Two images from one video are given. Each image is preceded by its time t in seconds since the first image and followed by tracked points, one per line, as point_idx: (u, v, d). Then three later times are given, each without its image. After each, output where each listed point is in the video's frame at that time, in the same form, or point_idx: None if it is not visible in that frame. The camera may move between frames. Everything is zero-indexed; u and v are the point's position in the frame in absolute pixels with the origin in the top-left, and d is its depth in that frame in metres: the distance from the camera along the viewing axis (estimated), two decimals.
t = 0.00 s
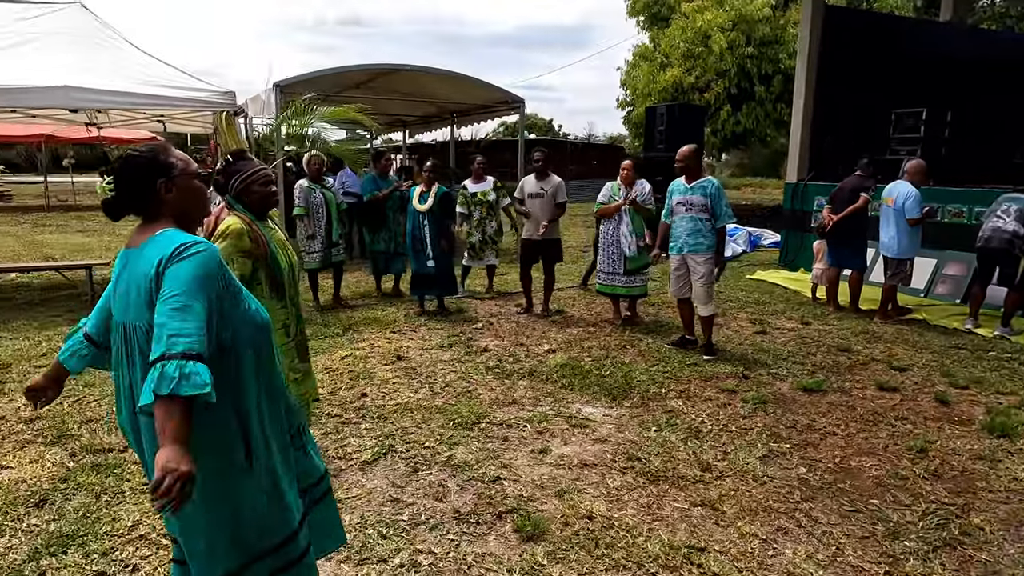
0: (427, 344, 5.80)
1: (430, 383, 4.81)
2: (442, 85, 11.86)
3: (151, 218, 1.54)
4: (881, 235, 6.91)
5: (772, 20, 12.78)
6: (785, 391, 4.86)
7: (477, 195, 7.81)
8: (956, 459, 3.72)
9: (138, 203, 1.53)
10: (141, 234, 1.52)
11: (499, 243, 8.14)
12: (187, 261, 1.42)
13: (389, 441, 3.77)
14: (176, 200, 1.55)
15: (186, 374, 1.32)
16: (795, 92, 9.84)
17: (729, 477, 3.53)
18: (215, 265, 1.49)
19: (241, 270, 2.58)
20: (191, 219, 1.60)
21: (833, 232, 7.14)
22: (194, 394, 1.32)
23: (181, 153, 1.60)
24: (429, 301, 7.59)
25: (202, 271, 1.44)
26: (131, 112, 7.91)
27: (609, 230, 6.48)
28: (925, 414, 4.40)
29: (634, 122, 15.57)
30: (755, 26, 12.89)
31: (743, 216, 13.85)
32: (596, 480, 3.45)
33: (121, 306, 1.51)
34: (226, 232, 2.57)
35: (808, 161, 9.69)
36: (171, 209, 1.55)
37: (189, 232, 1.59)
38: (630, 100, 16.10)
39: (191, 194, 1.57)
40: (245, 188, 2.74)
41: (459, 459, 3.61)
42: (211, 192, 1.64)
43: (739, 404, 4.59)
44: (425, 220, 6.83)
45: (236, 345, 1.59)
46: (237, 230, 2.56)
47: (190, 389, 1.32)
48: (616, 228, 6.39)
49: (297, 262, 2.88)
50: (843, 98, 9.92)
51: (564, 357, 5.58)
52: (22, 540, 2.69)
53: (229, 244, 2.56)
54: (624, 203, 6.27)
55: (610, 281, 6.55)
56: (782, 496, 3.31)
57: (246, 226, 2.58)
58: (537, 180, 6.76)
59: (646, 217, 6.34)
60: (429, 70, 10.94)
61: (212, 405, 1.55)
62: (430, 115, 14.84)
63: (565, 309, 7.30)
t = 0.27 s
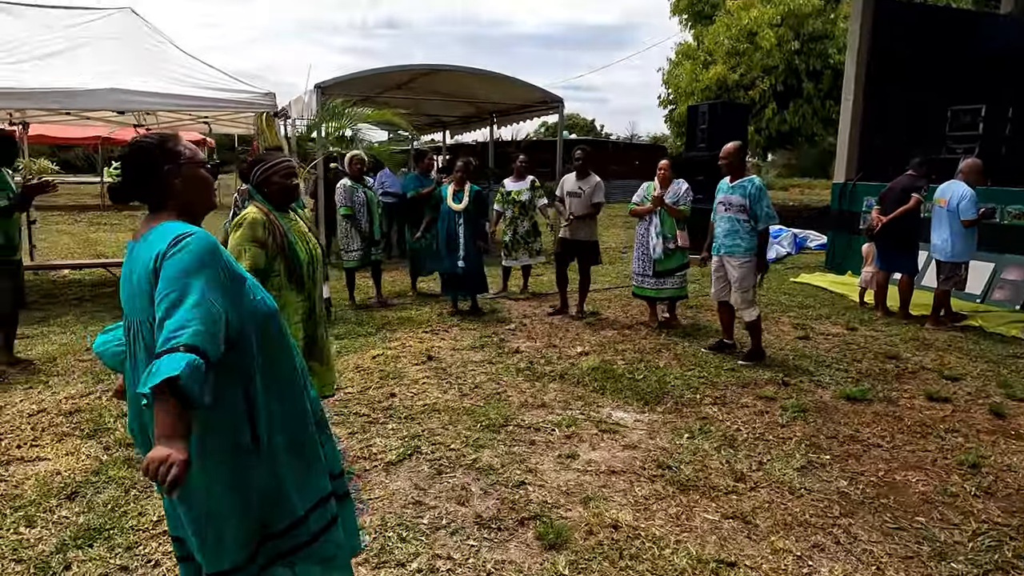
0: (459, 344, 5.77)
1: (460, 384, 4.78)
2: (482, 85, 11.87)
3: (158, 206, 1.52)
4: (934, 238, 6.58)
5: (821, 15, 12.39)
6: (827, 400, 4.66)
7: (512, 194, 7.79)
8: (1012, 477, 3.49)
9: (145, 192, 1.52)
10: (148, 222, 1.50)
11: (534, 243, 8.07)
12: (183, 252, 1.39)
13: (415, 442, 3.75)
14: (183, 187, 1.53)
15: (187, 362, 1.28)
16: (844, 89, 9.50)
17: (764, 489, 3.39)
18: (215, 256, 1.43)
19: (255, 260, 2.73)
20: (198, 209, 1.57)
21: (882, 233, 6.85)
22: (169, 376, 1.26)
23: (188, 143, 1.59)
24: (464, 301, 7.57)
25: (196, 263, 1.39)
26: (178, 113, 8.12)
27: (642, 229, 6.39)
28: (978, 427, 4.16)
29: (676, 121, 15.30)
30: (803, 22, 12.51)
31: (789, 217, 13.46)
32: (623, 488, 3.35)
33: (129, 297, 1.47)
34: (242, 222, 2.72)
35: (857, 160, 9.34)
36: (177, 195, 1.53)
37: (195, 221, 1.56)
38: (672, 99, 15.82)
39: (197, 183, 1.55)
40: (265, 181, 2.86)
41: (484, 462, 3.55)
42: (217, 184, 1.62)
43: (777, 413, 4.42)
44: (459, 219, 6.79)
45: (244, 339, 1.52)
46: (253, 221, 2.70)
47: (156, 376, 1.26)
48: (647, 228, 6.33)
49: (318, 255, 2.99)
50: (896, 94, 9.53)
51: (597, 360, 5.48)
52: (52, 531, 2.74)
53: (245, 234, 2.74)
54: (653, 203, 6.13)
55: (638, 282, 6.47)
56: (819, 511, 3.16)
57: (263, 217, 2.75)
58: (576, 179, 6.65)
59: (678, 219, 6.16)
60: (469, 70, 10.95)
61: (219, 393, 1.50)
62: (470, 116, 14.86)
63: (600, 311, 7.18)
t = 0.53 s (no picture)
0: (490, 346, 5.68)
1: (489, 387, 4.68)
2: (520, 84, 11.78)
3: (147, 212, 1.50)
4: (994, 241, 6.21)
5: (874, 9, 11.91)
6: (874, 412, 4.41)
7: (545, 194, 7.72)
8: None
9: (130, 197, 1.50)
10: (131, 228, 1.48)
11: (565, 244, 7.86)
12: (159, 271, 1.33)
13: (440, 447, 3.67)
14: (166, 194, 1.49)
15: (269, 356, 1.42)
16: (897, 85, 9.09)
17: (805, 506, 3.20)
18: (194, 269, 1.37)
19: (266, 264, 2.75)
20: (190, 219, 1.53)
21: (937, 236, 6.50)
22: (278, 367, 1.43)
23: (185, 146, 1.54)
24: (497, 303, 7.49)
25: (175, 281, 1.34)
26: (221, 113, 8.25)
27: (681, 230, 6.19)
28: None
29: (720, 120, 14.94)
30: (854, 17, 12.05)
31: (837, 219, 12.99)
32: (654, 501, 3.20)
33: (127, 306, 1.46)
34: (254, 226, 2.76)
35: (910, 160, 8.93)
36: (161, 202, 1.49)
37: (181, 228, 1.51)
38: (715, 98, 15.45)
39: (182, 190, 1.50)
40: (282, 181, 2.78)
41: (510, 469, 3.45)
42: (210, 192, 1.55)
43: (820, 424, 4.20)
44: (501, 221, 6.72)
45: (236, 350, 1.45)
46: (265, 225, 2.75)
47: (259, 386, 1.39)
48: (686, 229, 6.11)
49: (336, 260, 3.00)
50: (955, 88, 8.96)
51: (631, 364, 5.32)
52: (74, 527, 2.75)
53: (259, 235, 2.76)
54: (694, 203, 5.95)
55: (677, 284, 6.25)
56: (864, 532, 2.96)
57: (276, 221, 2.77)
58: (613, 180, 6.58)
59: (718, 220, 5.99)
60: (507, 69, 10.88)
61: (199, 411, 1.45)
62: (509, 115, 14.78)
63: (637, 314, 7.01)
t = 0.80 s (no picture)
0: (521, 351, 5.59)
1: (519, 394, 4.58)
2: (557, 86, 11.67)
3: (141, 209, 1.48)
4: None
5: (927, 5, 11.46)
6: (925, 428, 4.16)
7: (577, 196, 7.58)
8: None
9: (123, 187, 1.49)
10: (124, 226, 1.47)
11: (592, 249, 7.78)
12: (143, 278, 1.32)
13: (465, 455, 3.59)
14: (155, 187, 1.46)
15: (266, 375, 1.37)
16: (952, 84, 8.69)
17: (848, 529, 3.01)
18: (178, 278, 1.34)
19: (277, 268, 2.76)
20: (185, 215, 1.50)
21: (993, 242, 6.17)
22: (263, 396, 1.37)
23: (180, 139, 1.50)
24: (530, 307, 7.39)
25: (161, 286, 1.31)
26: (260, 117, 8.36)
27: (728, 237, 5.92)
28: None
29: (762, 122, 14.57)
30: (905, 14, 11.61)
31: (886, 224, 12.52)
32: (685, 519, 3.06)
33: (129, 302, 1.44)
34: (267, 229, 2.79)
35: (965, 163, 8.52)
36: (152, 199, 1.47)
37: (174, 225, 1.48)
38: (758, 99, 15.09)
39: (171, 184, 1.47)
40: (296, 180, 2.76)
41: (536, 481, 3.34)
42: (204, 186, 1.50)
43: (865, 441, 3.98)
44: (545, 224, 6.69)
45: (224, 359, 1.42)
46: (275, 227, 2.77)
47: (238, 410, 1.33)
48: (734, 236, 5.86)
49: (355, 260, 2.93)
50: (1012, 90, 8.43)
51: (665, 373, 5.15)
52: (96, 530, 2.75)
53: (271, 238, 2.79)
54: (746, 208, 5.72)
55: (722, 292, 6.04)
56: (913, 560, 2.77)
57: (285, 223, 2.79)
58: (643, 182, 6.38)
59: (769, 224, 5.79)
60: (544, 71, 10.79)
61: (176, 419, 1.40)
62: (547, 118, 14.69)
63: (673, 320, 6.83)
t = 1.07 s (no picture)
0: (547, 359, 5.53)
1: (542, 403, 4.52)
2: (588, 90, 11.59)
3: (150, 228, 1.49)
4: None
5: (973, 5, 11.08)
6: (967, 446, 3.98)
7: (603, 203, 7.49)
8: None
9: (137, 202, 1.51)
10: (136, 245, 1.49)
11: (616, 256, 7.73)
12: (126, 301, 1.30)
13: (485, 465, 3.54)
14: (159, 206, 1.47)
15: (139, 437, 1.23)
16: (998, 86, 8.38)
17: (882, 552, 2.88)
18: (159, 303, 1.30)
19: (303, 287, 2.80)
20: (191, 231, 1.48)
21: None
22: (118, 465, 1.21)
23: (180, 154, 1.47)
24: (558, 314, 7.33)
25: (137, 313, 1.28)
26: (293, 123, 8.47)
27: (773, 245, 5.70)
28: None
29: (799, 125, 14.27)
30: (950, 14, 11.25)
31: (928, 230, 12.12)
32: (709, 537, 2.96)
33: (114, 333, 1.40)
34: (291, 250, 2.82)
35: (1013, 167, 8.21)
36: (157, 218, 1.47)
37: (179, 242, 1.48)
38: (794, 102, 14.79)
39: (171, 204, 1.46)
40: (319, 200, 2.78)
41: (556, 493, 3.28)
42: (201, 202, 1.47)
43: (902, 458, 3.82)
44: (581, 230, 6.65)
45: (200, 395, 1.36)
46: (301, 247, 2.80)
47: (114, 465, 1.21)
48: (781, 244, 5.67)
49: (379, 277, 2.93)
50: None
51: (694, 384, 5.03)
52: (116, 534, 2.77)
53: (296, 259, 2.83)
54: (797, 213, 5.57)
55: (769, 301, 5.81)
56: None
57: (309, 244, 2.82)
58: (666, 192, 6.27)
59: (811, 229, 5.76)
60: (575, 75, 10.72)
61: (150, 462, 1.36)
62: (578, 122, 14.60)
63: (703, 329, 6.69)
